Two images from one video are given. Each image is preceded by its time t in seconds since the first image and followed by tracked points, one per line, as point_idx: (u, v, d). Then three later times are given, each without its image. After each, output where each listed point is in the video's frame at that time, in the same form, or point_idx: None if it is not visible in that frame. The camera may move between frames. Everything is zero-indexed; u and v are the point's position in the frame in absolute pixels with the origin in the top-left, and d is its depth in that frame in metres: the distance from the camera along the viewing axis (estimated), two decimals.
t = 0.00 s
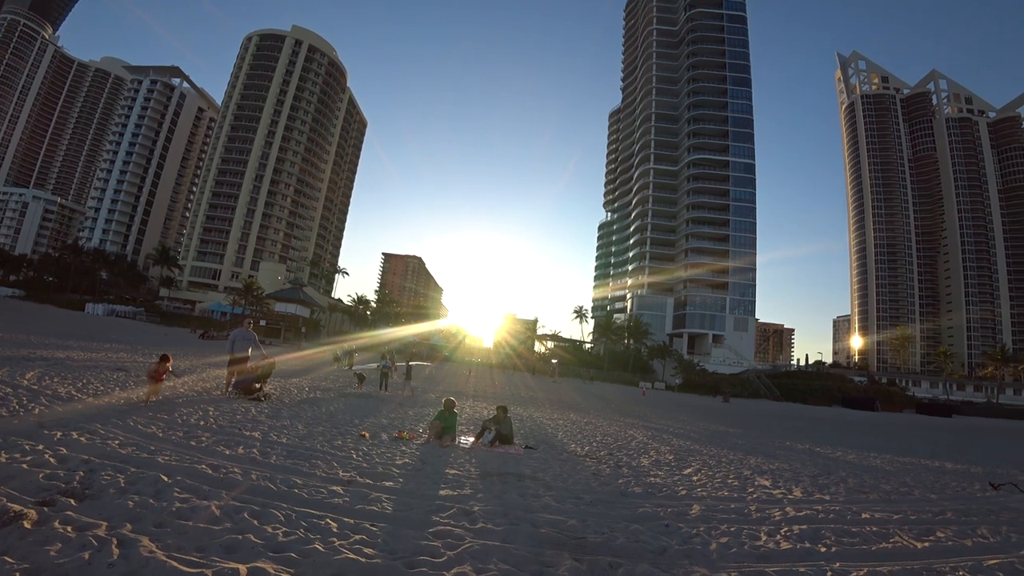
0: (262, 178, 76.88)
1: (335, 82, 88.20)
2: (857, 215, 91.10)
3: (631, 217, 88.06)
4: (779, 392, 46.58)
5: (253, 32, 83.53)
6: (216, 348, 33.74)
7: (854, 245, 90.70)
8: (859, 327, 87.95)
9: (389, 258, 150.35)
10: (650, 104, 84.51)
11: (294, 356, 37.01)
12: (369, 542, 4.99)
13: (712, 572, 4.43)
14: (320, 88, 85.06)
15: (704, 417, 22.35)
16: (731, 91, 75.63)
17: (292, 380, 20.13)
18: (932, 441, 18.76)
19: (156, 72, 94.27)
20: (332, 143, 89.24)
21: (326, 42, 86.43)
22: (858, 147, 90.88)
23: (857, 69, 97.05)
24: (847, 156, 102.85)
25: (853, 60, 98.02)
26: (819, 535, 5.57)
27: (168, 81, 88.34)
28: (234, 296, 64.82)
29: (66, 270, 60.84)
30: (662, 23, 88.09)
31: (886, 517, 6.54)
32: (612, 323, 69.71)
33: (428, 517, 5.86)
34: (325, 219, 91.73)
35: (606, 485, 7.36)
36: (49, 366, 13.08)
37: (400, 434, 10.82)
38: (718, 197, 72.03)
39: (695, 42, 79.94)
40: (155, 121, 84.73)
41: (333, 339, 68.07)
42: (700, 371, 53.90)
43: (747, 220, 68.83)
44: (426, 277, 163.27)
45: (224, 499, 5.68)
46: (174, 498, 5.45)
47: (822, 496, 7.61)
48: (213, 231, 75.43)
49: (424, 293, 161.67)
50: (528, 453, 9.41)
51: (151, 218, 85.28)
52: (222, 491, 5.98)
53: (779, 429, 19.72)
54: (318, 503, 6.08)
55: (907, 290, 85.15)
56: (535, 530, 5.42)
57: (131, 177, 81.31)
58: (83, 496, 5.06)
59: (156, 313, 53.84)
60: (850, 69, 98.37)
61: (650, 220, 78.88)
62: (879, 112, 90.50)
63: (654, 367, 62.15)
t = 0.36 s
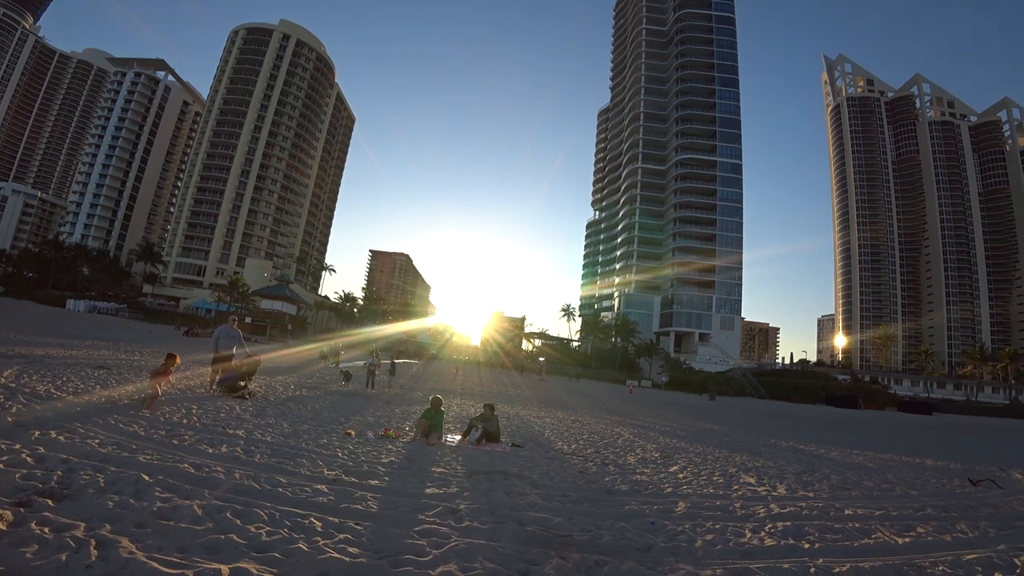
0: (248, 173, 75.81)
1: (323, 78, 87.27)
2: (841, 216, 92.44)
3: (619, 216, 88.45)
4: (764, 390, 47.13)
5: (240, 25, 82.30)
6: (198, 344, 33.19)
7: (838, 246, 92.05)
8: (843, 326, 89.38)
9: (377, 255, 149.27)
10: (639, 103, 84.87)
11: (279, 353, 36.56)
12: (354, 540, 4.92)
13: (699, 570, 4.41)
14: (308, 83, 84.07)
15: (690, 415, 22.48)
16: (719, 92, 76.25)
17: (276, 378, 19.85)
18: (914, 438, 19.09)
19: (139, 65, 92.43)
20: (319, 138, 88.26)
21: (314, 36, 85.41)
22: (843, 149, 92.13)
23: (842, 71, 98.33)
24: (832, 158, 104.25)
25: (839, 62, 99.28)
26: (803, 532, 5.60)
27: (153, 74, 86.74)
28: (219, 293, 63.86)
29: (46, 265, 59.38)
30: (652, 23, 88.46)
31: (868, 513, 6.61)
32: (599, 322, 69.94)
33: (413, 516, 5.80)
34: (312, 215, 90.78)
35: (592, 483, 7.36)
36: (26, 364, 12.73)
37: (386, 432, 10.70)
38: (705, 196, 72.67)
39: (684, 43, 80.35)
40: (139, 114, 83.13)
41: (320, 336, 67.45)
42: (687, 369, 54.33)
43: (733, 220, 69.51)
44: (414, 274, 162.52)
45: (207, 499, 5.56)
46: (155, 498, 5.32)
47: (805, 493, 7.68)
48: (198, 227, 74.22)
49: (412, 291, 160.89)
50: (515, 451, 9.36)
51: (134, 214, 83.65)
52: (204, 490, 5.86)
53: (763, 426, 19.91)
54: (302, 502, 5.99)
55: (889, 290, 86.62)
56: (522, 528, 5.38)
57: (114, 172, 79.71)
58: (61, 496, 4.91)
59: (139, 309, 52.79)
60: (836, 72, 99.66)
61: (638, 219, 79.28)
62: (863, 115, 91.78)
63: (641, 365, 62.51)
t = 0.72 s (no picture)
0: (233, 171, 74.72)
1: (310, 75, 86.40)
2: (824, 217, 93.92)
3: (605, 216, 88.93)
4: (749, 389, 47.65)
5: (225, 21, 81.14)
6: (178, 344, 32.62)
7: (821, 246, 93.43)
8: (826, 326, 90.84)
9: (363, 255, 148.05)
10: (626, 104, 85.43)
11: (262, 353, 36.11)
12: (337, 542, 4.82)
13: (682, 569, 4.40)
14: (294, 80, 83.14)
15: (675, 414, 22.64)
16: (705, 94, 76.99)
17: (259, 378, 19.60)
18: (895, 436, 19.44)
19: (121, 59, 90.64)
20: (305, 136, 87.31)
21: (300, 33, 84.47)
22: (827, 152, 93.58)
23: (826, 75, 99.88)
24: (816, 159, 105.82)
25: (823, 66, 100.80)
26: (786, 530, 5.63)
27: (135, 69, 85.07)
28: (202, 292, 62.81)
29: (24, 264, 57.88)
30: (639, 24, 88.94)
31: (850, 510, 6.68)
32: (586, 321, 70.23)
33: (398, 517, 5.72)
34: (297, 213, 89.71)
35: (577, 482, 7.35)
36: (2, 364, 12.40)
37: (371, 433, 10.57)
38: (691, 197, 73.37)
39: (670, 44, 81.04)
40: (120, 110, 81.46)
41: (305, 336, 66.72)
42: (672, 369, 54.76)
43: (718, 220, 70.32)
44: (401, 274, 161.57)
45: (186, 501, 5.42)
46: (133, 501, 5.17)
47: (789, 491, 7.75)
48: (181, 225, 73.02)
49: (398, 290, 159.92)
50: (501, 451, 9.32)
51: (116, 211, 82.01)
52: (184, 492, 5.71)
53: (747, 425, 20.12)
54: (285, 504, 5.87)
55: (871, 290, 88.18)
56: (506, 528, 5.33)
57: (94, 168, 78.10)
58: (36, 501, 4.73)
59: (121, 309, 51.73)
60: (820, 75, 101.15)
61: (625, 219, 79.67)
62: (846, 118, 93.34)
63: (627, 364, 62.88)
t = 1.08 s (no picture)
0: (219, 166, 73.64)
1: (297, 71, 85.50)
2: (810, 218, 95.11)
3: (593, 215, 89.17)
4: (735, 388, 48.07)
5: (211, 14, 80.00)
6: (160, 342, 32.12)
7: (806, 246, 94.70)
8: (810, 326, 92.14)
9: (350, 253, 146.85)
10: (614, 104, 85.74)
11: (246, 351, 35.59)
12: (320, 543, 4.74)
13: (668, 566, 4.38)
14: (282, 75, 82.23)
15: (662, 413, 22.72)
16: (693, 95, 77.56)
17: (243, 377, 19.33)
18: (876, 433, 19.83)
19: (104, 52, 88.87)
20: (292, 132, 86.34)
21: (288, 29, 83.56)
22: (812, 153, 94.77)
23: (812, 78, 101.20)
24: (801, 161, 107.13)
25: (810, 69, 102.09)
26: (771, 527, 5.66)
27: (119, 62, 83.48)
28: (186, 289, 61.88)
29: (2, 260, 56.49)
30: (628, 25, 89.30)
31: (833, 507, 6.74)
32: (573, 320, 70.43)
33: (382, 516, 5.63)
34: (283, 210, 88.66)
35: (563, 480, 7.34)
36: None
37: (356, 432, 10.44)
38: (678, 197, 73.88)
39: (659, 45, 81.48)
40: (103, 104, 79.87)
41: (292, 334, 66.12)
42: (659, 368, 55.07)
43: (705, 221, 70.92)
44: (388, 272, 160.55)
45: (167, 502, 5.29)
46: (112, 502, 5.02)
47: (774, 489, 7.80)
48: (165, 221, 71.86)
49: (385, 289, 158.89)
50: (488, 450, 9.28)
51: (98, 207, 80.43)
52: (166, 493, 5.58)
53: (732, 423, 20.27)
54: (268, 504, 5.75)
55: (854, 290, 89.51)
56: (491, 527, 5.29)
57: (76, 163, 76.51)
58: (10, 503, 4.57)
59: (103, 306, 50.74)
60: (806, 78, 102.43)
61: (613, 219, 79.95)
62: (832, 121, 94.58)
63: (615, 363, 63.10)
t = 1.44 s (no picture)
0: (205, 163, 72.67)
1: (285, 68, 84.68)
2: (796, 219, 96.32)
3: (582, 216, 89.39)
4: (721, 388, 48.47)
5: (198, 9, 78.87)
6: (141, 341, 31.50)
7: (792, 247, 95.89)
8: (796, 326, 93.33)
9: (337, 252, 145.62)
10: (603, 105, 86.10)
11: (230, 350, 35.08)
12: (304, 544, 4.65)
13: (654, 565, 4.38)
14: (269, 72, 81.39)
15: (648, 412, 22.79)
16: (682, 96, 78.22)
17: (227, 376, 19.05)
18: (858, 432, 20.12)
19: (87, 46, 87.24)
20: (280, 129, 85.41)
21: (276, 25, 82.69)
22: (799, 156, 95.99)
23: (799, 81, 102.55)
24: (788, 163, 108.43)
25: (796, 72, 103.38)
26: (755, 525, 5.68)
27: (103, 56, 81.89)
28: (171, 288, 60.91)
29: None
30: (617, 26, 89.73)
31: (817, 505, 6.79)
32: (561, 320, 70.58)
33: (367, 517, 5.54)
34: (270, 208, 87.68)
35: (549, 480, 7.32)
36: None
37: (342, 432, 10.31)
38: (666, 198, 74.38)
39: (647, 47, 81.97)
40: (86, 99, 78.38)
41: (279, 334, 65.39)
42: (647, 368, 55.39)
43: (693, 221, 71.50)
44: (376, 271, 159.54)
45: (147, 504, 5.14)
46: (91, 503, 4.88)
47: (759, 487, 7.85)
48: (149, 219, 70.76)
49: (373, 289, 157.89)
50: (474, 449, 9.24)
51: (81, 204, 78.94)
52: (146, 494, 5.44)
53: (718, 423, 20.36)
54: (251, 505, 5.63)
55: (839, 291, 90.83)
56: (477, 528, 5.23)
57: (58, 159, 74.99)
58: None
59: (86, 305, 49.79)
60: (793, 81, 103.72)
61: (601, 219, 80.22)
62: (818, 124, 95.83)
63: (602, 363, 63.28)
